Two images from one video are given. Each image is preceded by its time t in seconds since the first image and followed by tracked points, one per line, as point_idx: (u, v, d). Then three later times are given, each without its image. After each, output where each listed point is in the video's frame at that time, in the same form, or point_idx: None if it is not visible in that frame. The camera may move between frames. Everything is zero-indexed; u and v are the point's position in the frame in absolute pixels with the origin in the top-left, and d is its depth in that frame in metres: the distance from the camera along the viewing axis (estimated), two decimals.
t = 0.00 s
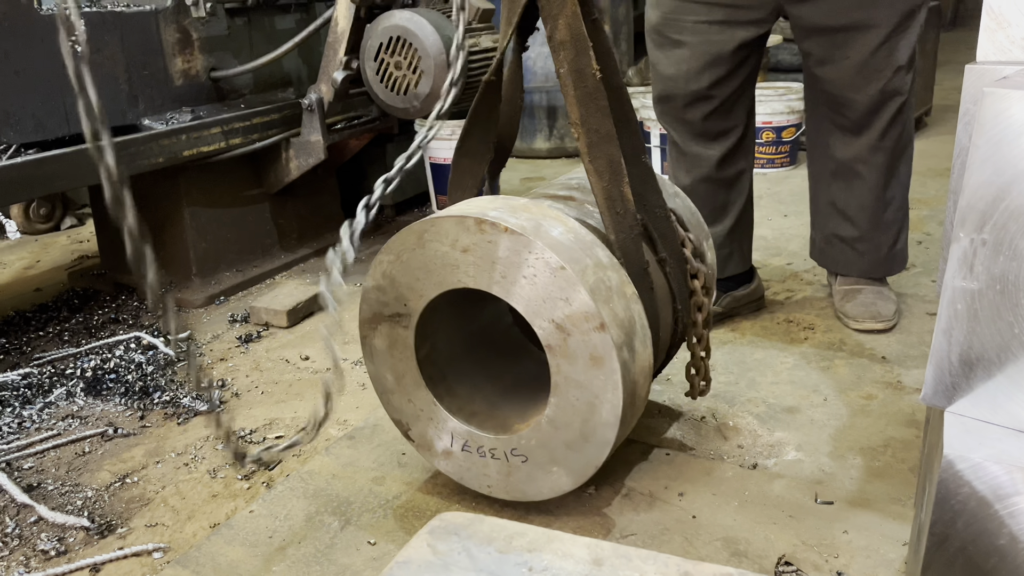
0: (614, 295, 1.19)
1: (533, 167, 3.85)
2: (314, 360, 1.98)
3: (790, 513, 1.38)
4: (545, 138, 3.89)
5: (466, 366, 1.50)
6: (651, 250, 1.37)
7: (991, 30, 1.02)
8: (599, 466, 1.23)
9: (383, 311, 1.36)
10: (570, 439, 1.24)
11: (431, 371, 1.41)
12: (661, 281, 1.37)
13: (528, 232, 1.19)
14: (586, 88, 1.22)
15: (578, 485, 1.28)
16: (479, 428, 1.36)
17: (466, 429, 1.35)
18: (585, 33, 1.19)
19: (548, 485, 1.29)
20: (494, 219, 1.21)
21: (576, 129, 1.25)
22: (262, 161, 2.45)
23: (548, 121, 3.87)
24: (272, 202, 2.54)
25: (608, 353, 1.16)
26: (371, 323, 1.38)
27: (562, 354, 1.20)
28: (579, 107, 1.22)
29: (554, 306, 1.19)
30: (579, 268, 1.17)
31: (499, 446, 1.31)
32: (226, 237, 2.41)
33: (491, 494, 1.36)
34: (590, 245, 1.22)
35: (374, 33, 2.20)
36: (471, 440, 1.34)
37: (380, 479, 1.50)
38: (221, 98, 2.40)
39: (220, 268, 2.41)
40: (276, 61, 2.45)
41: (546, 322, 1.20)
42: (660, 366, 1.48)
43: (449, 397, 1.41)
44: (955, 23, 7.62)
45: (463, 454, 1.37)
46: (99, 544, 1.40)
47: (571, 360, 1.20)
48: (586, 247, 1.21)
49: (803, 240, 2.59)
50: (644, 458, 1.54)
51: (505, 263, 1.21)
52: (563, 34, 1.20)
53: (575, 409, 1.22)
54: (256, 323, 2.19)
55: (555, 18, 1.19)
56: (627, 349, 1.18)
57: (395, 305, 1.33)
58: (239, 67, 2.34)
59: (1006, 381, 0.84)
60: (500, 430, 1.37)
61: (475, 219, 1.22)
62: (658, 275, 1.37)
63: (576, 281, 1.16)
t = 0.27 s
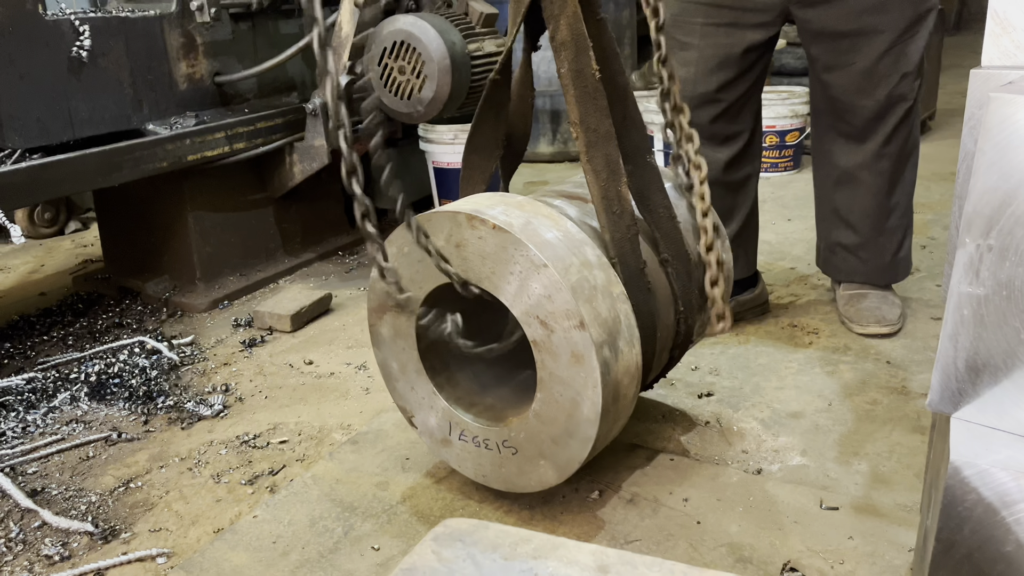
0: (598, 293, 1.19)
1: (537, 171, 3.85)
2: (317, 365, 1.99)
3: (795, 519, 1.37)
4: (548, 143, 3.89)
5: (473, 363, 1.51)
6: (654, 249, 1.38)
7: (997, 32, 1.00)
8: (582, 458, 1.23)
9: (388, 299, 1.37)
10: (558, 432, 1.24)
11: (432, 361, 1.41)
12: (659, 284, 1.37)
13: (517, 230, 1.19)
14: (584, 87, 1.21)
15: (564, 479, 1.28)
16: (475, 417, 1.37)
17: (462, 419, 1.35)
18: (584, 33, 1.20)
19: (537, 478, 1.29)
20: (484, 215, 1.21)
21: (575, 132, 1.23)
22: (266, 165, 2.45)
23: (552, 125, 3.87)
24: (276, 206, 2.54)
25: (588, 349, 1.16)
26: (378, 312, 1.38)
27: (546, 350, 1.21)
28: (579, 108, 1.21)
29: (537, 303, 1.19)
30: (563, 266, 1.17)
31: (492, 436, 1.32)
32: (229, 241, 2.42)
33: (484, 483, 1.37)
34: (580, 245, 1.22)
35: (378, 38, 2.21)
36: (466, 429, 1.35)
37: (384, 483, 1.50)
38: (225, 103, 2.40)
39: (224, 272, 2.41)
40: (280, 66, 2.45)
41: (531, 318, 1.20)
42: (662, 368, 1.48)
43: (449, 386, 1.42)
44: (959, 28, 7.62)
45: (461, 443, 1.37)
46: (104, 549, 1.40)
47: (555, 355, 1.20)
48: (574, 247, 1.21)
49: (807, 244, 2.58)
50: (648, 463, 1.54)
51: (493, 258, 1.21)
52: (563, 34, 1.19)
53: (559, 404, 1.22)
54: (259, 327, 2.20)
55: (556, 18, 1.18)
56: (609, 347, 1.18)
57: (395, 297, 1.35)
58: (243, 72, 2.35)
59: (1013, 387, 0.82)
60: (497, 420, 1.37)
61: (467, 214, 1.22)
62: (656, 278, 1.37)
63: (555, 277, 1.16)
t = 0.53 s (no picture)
0: (602, 305, 1.18)
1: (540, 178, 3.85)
2: (321, 374, 1.99)
3: (800, 533, 1.36)
4: (552, 150, 3.89)
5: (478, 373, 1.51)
6: (662, 260, 1.40)
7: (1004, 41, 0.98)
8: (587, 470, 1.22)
9: (396, 308, 1.37)
10: (561, 444, 1.23)
11: (439, 370, 1.41)
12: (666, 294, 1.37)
13: (523, 242, 1.18)
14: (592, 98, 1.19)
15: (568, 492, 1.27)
16: (481, 425, 1.36)
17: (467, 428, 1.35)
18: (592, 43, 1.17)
19: (541, 490, 1.28)
20: (487, 226, 1.20)
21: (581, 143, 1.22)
22: (270, 174, 2.46)
23: (555, 132, 3.87)
24: (280, 215, 2.54)
25: (592, 361, 1.15)
26: (385, 321, 1.39)
27: (550, 362, 1.20)
28: (585, 119, 1.20)
29: (542, 315, 1.18)
30: (566, 278, 1.16)
31: (496, 447, 1.31)
32: (233, 249, 2.42)
33: (490, 493, 1.37)
34: (584, 256, 1.22)
35: (381, 48, 2.22)
36: (470, 438, 1.35)
37: (388, 496, 1.50)
38: (229, 111, 2.41)
39: (228, 281, 2.42)
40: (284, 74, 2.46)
41: (536, 330, 1.20)
42: (670, 379, 1.47)
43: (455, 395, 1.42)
44: (962, 32, 7.62)
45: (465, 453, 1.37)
46: (107, 562, 1.40)
47: (558, 367, 1.19)
48: (579, 258, 1.20)
49: (812, 252, 2.58)
50: (653, 475, 1.54)
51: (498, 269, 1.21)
52: (571, 44, 1.17)
53: (562, 416, 1.21)
54: (263, 336, 2.20)
55: (562, 29, 1.16)
56: (612, 359, 1.17)
57: (402, 305, 1.34)
58: (247, 82, 2.36)
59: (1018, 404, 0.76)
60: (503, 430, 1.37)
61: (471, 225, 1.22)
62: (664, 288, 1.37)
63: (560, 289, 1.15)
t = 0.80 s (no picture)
0: (616, 321, 1.16)
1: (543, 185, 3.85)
2: (323, 385, 1.99)
3: (804, 547, 1.35)
4: (555, 157, 3.89)
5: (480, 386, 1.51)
6: (672, 274, 1.38)
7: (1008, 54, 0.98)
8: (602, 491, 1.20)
9: (400, 326, 1.36)
10: (574, 465, 1.21)
11: (445, 389, 1.40)
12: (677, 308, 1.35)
13: (534, 255, 1.17)
14: (600, 107, 1.20)
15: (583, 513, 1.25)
16: (489, 447, 1.35)
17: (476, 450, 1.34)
18: (600, 53, 1.18)
19: (553, 512, 1.26)
20: (498, 241, 1.19)
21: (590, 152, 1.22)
22: (273, 182, 2.46)
23: (558, 139, 3.87)
24: (283, 223, 2.55)
25: (608, 378, 1.14)
26: (389, 338, 1.38)
27: (563, 379, 1.19)
28: (595, 131, 1.20)
29: (556, 332, 1.17)
30: (580, 293, 1.15)
31: (506, 468, 1.30)
32: (236, 258, 2.42)
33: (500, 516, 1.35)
34: (597, 270, 1.20)
35: (384, 57, 2.22)
36: (480, 460, 1.33)
37: (390, 509, 1.49)
38: (232, 120, 2.42)
39: (231, 290, 2.42)
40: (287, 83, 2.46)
41: (548, 345, 1.18)
42: (681, 394, 1.45)
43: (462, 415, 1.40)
44: (965, 38, 7.61)
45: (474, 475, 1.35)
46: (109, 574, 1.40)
47: (572, 385, 1.18)
48: (592, 272, 1.19)
49: (815, 261, 2.57)
50: (656, 488, 1.53)
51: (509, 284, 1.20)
52: (578, 54, 1.19)
53: (577, 435, 1.20)
54: (266, 346, 2.20)
55: (570, 38, 1.18)
56: (628, 376, 1.15)
57: (408, 323, 1.34)
58: (250, 91, 2.37)
59: None
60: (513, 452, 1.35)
61: (480, 239, 1.21)
62: (674, 301, 1.35)
63: (576, 305, 1.13)
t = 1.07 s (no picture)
0: (637, 326, 1.15)
1: (546, 190, 3.85)
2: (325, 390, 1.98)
3: (808, 555, 1.34)
4: (557, 161, 3.89)
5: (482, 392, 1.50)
6: (679, 279, 1.37)
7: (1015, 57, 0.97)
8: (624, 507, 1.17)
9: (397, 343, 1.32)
10: (593, 481, 1.18)
11: (448, 407, 1.37)
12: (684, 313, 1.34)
13: (549, 262, 1.15)
14: (606, 109, 1.19)
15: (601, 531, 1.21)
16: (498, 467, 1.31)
17: (483, 470, 1.29)
18: (605, 56, 1.18)
19: (569, 530, 1.22)
20: (511, 248, 1.17)
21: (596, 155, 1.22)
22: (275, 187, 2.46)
23: (561, 144, 3.86)
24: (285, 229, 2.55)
25: (633, 388, 1.11)
26: (387, 356, 1.34)
27: (583, 391, 1.15)
28: (600, 133, 1.19)
29: (575, 340, 1.14)
30: (599, 298, 1.13)
31: (518, 488, 1.25)
32: (238, 263, 2.42)
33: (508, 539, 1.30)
34: (612, 275, 1.18)
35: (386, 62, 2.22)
36: (489, 481, 1.29)
37: (391, 515, 1.49)
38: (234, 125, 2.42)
39: (232, 295, 2.42)
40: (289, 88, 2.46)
41: (564, 355, 1.15)
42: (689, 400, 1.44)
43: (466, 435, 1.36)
44: (968, 42, 7.60)
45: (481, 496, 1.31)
46: None
47: (593, 396, 1.14)
48: (607, 277, 1.17)
49: (819, 266, 2.56)
50: (658, 495, 1.52)
51: (523, 293, 1.17)
52: (582, 56, 1.19)
53: (597, 450, 1.16)
54: (268, 351, 2.19)
55: (575, 40, 1.18)
56: (652, 385, 1.13)
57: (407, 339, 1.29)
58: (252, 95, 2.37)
59: None
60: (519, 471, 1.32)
61: (490, 247, 1.19)
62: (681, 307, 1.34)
63: (598, 311, 1.12)
